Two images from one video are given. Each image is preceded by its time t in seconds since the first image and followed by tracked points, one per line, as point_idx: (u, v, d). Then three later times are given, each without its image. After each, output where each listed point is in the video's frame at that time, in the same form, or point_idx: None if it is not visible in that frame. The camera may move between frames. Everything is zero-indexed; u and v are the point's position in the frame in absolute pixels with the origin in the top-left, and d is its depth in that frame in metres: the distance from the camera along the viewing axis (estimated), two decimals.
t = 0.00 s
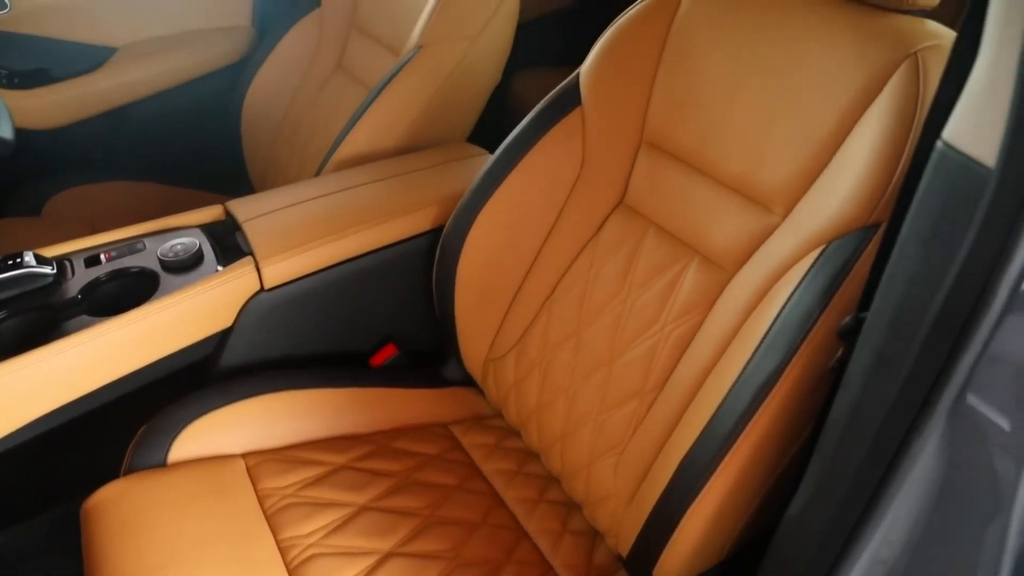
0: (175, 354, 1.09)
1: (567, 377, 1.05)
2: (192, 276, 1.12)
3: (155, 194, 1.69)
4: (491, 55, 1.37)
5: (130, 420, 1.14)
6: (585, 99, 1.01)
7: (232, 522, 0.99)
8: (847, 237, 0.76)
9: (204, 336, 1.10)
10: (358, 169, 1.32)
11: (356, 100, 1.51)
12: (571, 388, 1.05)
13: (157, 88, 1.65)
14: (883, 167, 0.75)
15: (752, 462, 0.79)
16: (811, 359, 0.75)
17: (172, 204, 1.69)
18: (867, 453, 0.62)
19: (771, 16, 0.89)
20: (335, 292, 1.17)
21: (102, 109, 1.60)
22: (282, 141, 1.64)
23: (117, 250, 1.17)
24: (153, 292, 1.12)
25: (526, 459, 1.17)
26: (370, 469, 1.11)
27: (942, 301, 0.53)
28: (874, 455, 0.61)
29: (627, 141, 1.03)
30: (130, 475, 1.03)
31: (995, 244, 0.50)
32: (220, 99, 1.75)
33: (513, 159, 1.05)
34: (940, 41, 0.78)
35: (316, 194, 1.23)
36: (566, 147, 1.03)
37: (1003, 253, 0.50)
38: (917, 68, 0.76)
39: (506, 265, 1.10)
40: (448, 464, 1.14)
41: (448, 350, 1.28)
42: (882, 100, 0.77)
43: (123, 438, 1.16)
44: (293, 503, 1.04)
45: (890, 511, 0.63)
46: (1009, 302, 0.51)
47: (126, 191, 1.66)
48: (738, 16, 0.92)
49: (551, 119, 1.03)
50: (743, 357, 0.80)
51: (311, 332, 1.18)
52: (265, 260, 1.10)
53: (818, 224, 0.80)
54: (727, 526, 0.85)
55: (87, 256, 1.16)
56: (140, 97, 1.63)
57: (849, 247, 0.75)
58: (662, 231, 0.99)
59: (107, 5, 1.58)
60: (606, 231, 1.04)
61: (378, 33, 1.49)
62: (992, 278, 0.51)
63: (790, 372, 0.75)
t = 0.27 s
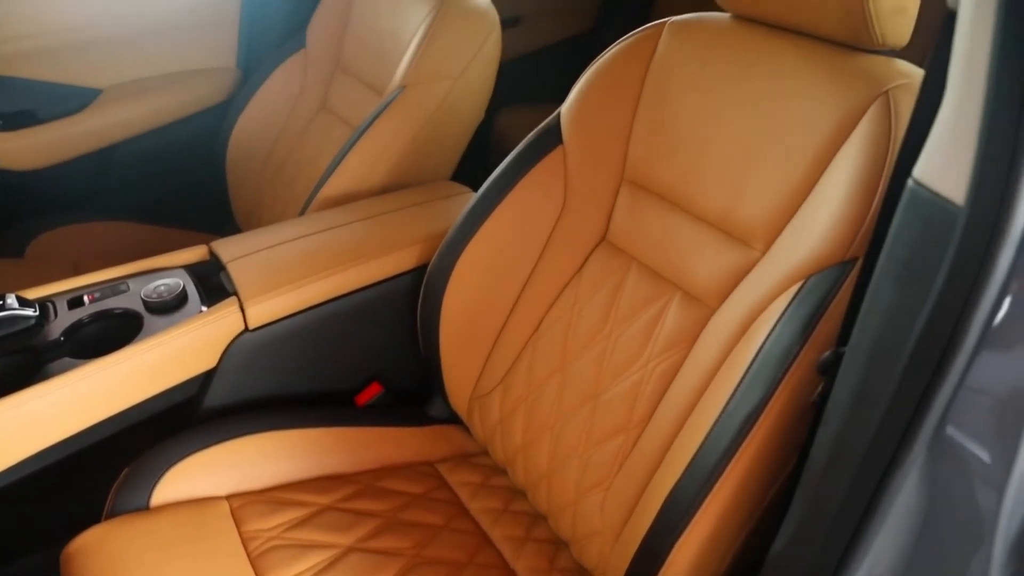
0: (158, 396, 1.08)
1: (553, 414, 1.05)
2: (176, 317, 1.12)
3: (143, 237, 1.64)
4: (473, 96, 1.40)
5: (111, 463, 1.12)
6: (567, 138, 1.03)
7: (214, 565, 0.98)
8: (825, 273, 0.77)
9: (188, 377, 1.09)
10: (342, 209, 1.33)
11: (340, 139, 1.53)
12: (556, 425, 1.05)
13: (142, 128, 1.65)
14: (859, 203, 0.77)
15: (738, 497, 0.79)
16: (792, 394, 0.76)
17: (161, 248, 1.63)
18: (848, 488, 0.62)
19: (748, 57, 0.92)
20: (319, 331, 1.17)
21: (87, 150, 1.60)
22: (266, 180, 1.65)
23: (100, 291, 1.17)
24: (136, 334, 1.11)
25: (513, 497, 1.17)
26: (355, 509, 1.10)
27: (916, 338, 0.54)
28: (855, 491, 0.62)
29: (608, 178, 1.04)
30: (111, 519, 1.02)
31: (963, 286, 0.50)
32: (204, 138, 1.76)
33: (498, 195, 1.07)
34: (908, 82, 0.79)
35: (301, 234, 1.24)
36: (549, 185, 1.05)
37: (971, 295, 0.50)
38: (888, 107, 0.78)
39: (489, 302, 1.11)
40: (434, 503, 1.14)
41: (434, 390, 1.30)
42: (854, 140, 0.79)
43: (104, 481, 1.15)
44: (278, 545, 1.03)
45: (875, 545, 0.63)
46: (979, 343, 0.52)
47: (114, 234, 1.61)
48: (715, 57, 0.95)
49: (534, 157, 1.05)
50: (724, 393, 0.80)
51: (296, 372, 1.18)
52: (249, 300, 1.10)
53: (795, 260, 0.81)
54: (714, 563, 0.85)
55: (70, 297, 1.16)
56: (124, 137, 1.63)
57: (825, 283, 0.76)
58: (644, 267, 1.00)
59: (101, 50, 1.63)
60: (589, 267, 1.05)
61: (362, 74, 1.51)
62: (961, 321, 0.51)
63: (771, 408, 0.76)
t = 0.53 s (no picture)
0: (143, 434, 1.07)
1: (539, 448, 1.05)
2: (161, 354, 1.11)
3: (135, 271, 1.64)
4: (457, 133, 1.42)
5: (91, 505, 1.10)
6: (549, 173, 1.05)
7: None
8: (804, 305, 0.78)
9: (172, 416, 1.09)
10: (326, 245, 1.33)
11: (326, 175, 1.54)
12: (542, 460, 1.05)
13: (128, 164, 1.65)
14: (837, 236, 0.78)
15: (724, 528, 0.81)
16: (778, 425, 0.78)
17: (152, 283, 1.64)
18: (833, 519, 0.63)
19: (725, 92, 0.94)
20: (303, 368, 1.17)
21: (73, 186, 1.60)
22: (252, 216, 1.65)
23: (83, 329, 1.16)
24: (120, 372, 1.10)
25: (500, 531, 1.16)
26: (342, 546, 1.09)
27: (897, 366, 0.55)
28: (840, 521, 0.62)
29: (591, 212, 1.06)
30: (92, 561, 1.01)
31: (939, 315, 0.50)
32: (189, 174, 1.76)
33: (484, 228, 1.08)
34: (883, 116, 0.81)
35: (286, 270, 1.25)
36: (533, 219, 1.06)
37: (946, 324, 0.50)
38: (862, 142, 0.80)
39: (474, 336, 1.11)
40: (420, 540, 1.13)
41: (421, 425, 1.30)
42: (831, 173, 0.81)
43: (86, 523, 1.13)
44: None
45: None
46: (956, 373, 0.52)
47: (106, 267, 1.62)
48: (694, 93, 0.97)
49: (518, 192, 1.06)
50: (710, 424, 0.82)
51: (281, 409, 1.18)
52: (233, 337, 1.10)
53: (776, 292, 0.82)
54: None
55: (53, 335, 1.15)
56: (110, 173, 1.64)
57: (805, 317, 0.78)
58: (627, 300, 1.01)
59: (92, 88, 1.65)
60: (573, 301, 1.06)
61: (347, 111, 1.53)
62: (938, 350, 0.51)
63: (756, 439, 0.77)
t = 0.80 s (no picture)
0: (124, 471, 1.05)
1: (524, 480, 1.05)
2: (143, 390, 1.11)
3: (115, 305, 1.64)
4: (440, 166, 1.43)
5: (69, 548, 1.08)
6: (532, 205, 1.06)
7: None
8: (784, 334, 0.80)
9: (152, 454, 1.07)
10: (310, 278, 1.33)
11: (309, 209, 1.54)
12: (528, 492, 1.05)
13: (112, 197, 1.65)
14: (813, 269, 0.81)
15: (709, 556, 0.82)
16: (761, 454, 0.80)
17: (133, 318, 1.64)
18: (816, 550, 0.63)
19: (704, 126, 0.95)
20: (287, 402, 1.16)
21: (57, 220, 1.60)
22: (237, 250, 1.65)
23: (64, 365, 1.15)
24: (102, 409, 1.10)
25: (485, 565, 1.15)
26: None
27: (874, 399, 0.55)
28: (823, 552, 0.63)
29: (573, 244, 1.06)
30: None
31: (914, 348, 0.51)
32: (173, 207, 1.76)
33: (468, 261, 1.09)
34: (858, 147, 0.83)
35: (269, 304, 1.25)
36: (516, 251, 1.07)
37: (921, 357, 0.51)
38: (837, 173, 0.82)
39: (459, 368, 1.12)
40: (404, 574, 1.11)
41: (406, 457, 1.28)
42: (809, 204, 0.82)
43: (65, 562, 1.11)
44: None
45: None
46: (931, 405, 0.52)
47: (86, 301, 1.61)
48: (673, 126, 0.98)
49: (502, 224, 1.08)
50: (694, 453, 0.83)
51: (265, 444, 1.17)
52: (217, 372, 1.10)
53: (755, 322, 0.83)
54: None
55: (33, 372, 1.14)
56: (93, 207, 1.63)
57: (785, 347, 0.79)
58: (610, 331, 1.01)
59: (75, 122, 1.61)
60: (558, 332, 1.06)
61: (331, 144, 1.53)
62: (914, 383, 0.52)
63: (739, 469, 0.79)
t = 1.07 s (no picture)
0: (104, 508, 1.04)
1: (512, 511, 1.05)
2: (128, 425, 1.09)
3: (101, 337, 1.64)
4: (425, 197, 1.44)
5: None
6: (517, 237, 1.07)
7: None
8: (769, 363, 0.81)
9: (135, 490, 1.06)
10: (295, 310, 1.33)
11: (296, 240, 1.55)
12: (516, 523, 1.04)
13: (98, 231, 1.65)
14: (795, 298, 0.82)
15: None
16: (748, 481, 0.80)
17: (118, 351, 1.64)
18: None
19: (685, 157, 0.96)
20: (272, 436, 1.16)
21: (43, 252, 1.59)
22: (223, 280, 1.65)
23: (48, 400, 1.14)
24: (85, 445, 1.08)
25: None
26: None
27: (858, 428, 0.55)
28: None
29: (558, 275, 1.07)
30: None
31: (896, 377, 0.52)
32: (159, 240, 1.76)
33: (452, 293, 1.10)
34: (837, 177, 0.85)
35: (254, 336, 1.24)
36: (501, 282, 1.08)
37: (903, 385, 0.51)
38: (818, 203, 0.83)
39: (445, 399, 1.11)
40: None
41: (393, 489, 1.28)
42: (791, 234, 0.83)
43: None
44: None
45: None
46: (914, 433, 0.53)
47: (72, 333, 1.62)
48: (656, 157, 0.99)
49: (487, 256, 1.09)
50: (681, 482, 0.84)
51: (250, 478, 1.16)
52: (203, 405, 1.09)
53: (740, 351, 0.84)
54: None
55: (15, 407, 1.12)
56: (79, 240, 1.63)
57: (768, 375, 0.80)
58: (596, 361, 1.02)
59: (64, 155, 1.60)
60: (544, 363, 1.06)
61: (318, 176, 1.54)
62: (896, 411, 0.52)
63: (726, 498, 0.80)
